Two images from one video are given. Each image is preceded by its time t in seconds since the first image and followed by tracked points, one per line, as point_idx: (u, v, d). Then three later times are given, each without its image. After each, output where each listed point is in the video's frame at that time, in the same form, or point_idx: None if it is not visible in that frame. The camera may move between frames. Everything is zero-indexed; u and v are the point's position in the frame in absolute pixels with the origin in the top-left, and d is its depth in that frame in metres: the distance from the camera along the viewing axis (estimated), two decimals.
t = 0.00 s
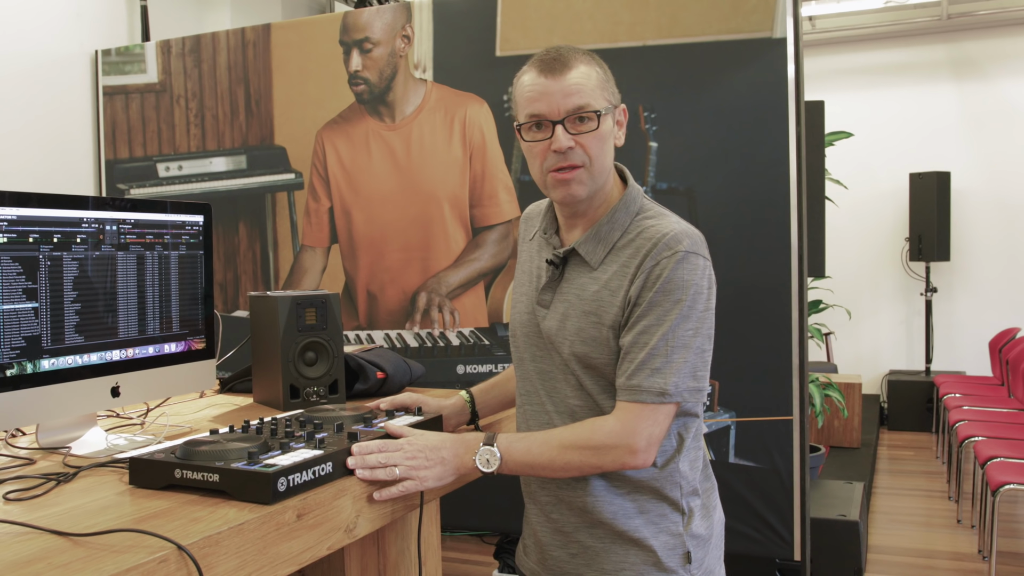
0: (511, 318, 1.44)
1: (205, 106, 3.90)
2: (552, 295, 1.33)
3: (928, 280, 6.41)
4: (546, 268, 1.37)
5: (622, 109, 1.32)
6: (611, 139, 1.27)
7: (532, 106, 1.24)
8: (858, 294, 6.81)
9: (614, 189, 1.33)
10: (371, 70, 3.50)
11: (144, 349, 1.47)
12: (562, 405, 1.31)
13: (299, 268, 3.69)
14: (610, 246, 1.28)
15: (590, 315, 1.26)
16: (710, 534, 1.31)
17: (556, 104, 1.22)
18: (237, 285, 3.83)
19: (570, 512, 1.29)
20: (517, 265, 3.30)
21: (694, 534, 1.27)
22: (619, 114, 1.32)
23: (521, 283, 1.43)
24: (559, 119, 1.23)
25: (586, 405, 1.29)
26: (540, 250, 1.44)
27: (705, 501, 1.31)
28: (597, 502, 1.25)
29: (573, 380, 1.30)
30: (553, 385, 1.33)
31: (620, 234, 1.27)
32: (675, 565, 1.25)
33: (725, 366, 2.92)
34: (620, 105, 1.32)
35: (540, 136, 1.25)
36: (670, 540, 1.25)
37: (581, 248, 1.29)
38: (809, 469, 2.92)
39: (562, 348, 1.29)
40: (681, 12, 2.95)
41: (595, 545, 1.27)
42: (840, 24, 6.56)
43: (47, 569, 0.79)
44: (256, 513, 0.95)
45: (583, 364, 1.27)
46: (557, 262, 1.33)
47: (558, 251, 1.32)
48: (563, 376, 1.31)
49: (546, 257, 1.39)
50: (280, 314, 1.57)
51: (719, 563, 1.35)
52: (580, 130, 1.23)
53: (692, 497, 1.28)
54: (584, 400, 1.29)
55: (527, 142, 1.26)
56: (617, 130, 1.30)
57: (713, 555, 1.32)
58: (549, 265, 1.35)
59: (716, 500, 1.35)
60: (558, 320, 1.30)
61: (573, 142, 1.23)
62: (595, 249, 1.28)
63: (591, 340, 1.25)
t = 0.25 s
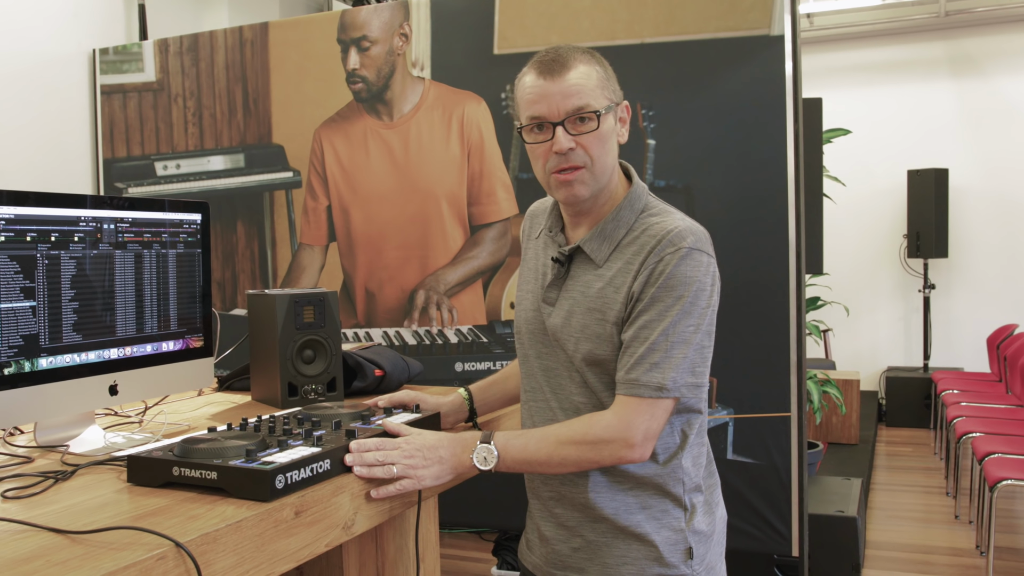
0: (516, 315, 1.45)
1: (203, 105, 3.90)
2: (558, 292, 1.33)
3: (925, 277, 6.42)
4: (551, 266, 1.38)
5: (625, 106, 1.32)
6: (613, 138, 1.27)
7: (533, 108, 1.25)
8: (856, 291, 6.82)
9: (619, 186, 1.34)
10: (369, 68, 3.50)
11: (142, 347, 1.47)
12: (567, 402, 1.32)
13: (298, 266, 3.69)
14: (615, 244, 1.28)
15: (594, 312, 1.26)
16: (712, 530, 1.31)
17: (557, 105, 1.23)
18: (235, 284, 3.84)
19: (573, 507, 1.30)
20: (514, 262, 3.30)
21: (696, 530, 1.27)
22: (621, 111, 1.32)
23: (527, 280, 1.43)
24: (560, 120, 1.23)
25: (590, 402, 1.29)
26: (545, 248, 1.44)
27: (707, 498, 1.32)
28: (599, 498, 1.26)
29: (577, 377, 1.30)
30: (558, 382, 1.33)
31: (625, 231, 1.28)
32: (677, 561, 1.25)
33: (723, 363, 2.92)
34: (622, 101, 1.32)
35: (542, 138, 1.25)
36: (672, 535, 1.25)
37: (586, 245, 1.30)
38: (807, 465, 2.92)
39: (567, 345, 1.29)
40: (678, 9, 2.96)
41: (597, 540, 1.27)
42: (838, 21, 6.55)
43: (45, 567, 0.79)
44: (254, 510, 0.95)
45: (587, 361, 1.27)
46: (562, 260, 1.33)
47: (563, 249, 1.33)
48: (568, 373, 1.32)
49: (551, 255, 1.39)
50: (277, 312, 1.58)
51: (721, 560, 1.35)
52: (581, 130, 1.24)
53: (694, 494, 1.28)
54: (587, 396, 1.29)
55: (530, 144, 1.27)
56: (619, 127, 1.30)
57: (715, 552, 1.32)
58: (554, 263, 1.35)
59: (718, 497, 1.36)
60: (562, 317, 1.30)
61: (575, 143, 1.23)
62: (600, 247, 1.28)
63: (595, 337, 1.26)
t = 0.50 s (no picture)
0: (518, 307, 1.45)
1: (194, 98, 3.88)
2: (561, 284, 1.33)
3: (918, 270, 6.44)
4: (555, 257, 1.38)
5: (628, 98, 1.31)
6: (615, 131, 1.26)
7: (534, 103, 1.25)
8: (849, 284, 6.84)
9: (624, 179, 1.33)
10: (361, 61, 3.49)
11: (133, 341, 1.47)
12: (568, 393, 1.32)
13: (290, 260, 3.68)
14: (620, 237, 1.28)
15: (597, 304, 1.27)
16: (712, 523, 1.31)
17: (557, 99, 1.22)
18: (228, 278, 3.83)
19: (573, 499, 1.30)
20: (508, 256, 3.29)
21: (696, 523, 1.27)
22: (625, 103, 1.31)
23: (530, 272, 1.44)
24: (560, 115, 1.23)
25: (591, 393, 1.29)
26: (549, 240, 1.45)
27: (708, 491, 1.32)
28: (601, 489, 1.26)
29: (580, 369, 1.31)
30: (560, 373, 1.33)
31: (629, 225, 1.28)
32: (678, 553, 1.25)
33: (716, 356, 2.93)
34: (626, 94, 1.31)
35: (543, 133, 1.25)
36: (673, 528, 1.26)
37: (590, 237, 1.30)
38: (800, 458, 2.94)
39: (570, 336, 1.29)
40: (671, 2, 2.96)
41: (596, 531, 1.28)
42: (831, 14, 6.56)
43: (36, 561, 0.79)
44: (247, 503, 0.95)
45: (589, 352, 1.27)
46: (566, 252, 1.33)
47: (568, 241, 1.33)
48: (570, 364, 1.32)
49: (555, 247, 1.39)
50: (270, 307, 1.57)
51: (720, 554, 1.36)
52: (581, 125, 1.23)
53: (695, 487, 1.29)
54: (589, 387, 1.30)
55: (532, 139, 1.27)
56: (622, 120, 1.30)
57: (715, 545, 1.33)
58: (558, 255, 1.35)
59: (718, 491, 1.36)
60: (565, 309, 1.30)
61: (576, 138, 1.23)
62: (604, 239, 1.28)
63: (597, 328, 1.26)
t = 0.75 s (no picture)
0: (526, 309, 1.45)
1: (195, 103, 3.89)
2: (569, 286, 1.34)
3: (919, 272, 6.44)
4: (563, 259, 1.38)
5: (637, 103, 1.31)
6: (620, 136, 1.26)
7: (540, 106, 1.25)
8: (851, 287, 6.84)
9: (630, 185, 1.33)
10: (362, 66, 3.50)
11: (134, 345, 1.47)
12: (575, 394, 1.32)
13: (291, 264, 3.69)
14: (627, 240, 1.28)
15: (604, 305, 1.27)
16: (717, 527, 1.31)
17: (562, 103, 1.23)
18: (229, 282, 3.83)
19: (578, 500, 1.30)
20: (509, 259, 3.29)
21: (700, 527, 1.27)
22: (634, 108, 1.31)
23: (539, 274, 1.44)
24: (564, 119, 1.23)
25: (596, 395, 1.29)
26: (558, 242, 1.45)
27: (713, 495, 1.32)
28: (604, 490, 1.26)
29: (586, 370, 1.31)
30: (567, 375, 1.33)
31: (637, 227, 1.28)
32: (681, 556, 1.25)
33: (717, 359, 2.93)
34: (634, 99, 1.30)
35: (548, 135, 1.26)
36: (677, 531, 1.26)
37: (598, 239, 1.30)
38: (801, 461, 2.93)
39: (576, 337, 1.29)
40: (670, 6, 2.96)
41: (600, 534, 1.28)
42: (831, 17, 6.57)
43: (38, 565, 0.79)
44: (248, 507, 0.95)
45: (595, 353, 1.27)
46: (574, 254, 1.33)
47: (576, 243, 1.33)
48: (576, 366, 1.32)
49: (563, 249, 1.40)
50: (270, 311, 1.58)
51: (724, 558, 1.36)
52: (585, 129, 1.23)
53: (699, 490, 1.29)
54: (595, 389, 1.30)
55: (537, 141, 1.28)
56: (629, 126, 1.29)
57: (719, 549, 1.33)
58: (566, 256, 1.35)
59: (723, 495, 1.36)
60: (572, 311, 1.31)
61: (579, 142, 1.23)
62: (612, 242, 1.29)
63: (603, 330, 1.26)
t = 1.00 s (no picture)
0: (530, 311, 1.45)
1: (196, 106, 3.89)
2: (575, 287, 1.34)
3: (919, 274, 6.44)
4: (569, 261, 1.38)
5: (648, 107, 1.31)
6: (627, 138, 1.26)
7: (550, 102, 1.26)
8: (851, 289, 6.84)
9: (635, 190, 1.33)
10: (362, 69, 3.50)
11: (135, 349, 1.47)
12: (578, 396, 1.32)
13: (292, 267, 3.69)
14: (634, 241, 1.28)
15: (610, 307, 1.27)
16: (719, 530, 1.31)
17: (571, 100, 1.24)
18: (230, 285, 3.83)
19: (580, 503, 1.30)
20: (509, 262, 3.29)
21: (702, 530, 1.27)
22: (644, 112, 1.31)
23: (544, 276, 1.44)
24: (572, 116, 1.24)
25: (602, 397, 1.29)
26: (563, 244, 1.45)
27: (715, 498, 1.32)
28: (607, 493, 1.26)
29: (591, 371, 1.30)
30: (571, 376, 1.33)
31: (643, 229, 1.28)
32: (684, 559, 1.25)
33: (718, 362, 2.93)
34: (645, 103, 1.31)
35: (556, 132, 1.26)
36: (679, 534, 1.25)
37: (604, 241, 1.30)
38: (802, 463, 2.93)
39: (582, 339, 1.29)
40: (670, 9, 2.97)
41: (602, 536, 1.28)
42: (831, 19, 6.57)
43: (39, 569, 0.79)
44: (249, 511, 0.95)
45: (601, 354, 1.27)
46: (580, 255, 1.33)
47: (582, 244, 1.33)
48: (581, 367, 1.32)
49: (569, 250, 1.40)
50: (271, 312, 1.58)
51: (727, 562, 1.36)
52: (592, 128, 1.24)
53: (702, 494, 1.28)
54: (599, 391, 1.30)
55: (545, 138, 1.28)
56: (638, 129, 1.29)
57: (722, 553, 1.33)
58: (572, 257, 1.35)
59: (726, 499, 1.36)
60: (578, 312, 1.30)
61: (585, 140, 1.23)
62: (619, 243, 1.29)
63: (609, 331, 1.26)
